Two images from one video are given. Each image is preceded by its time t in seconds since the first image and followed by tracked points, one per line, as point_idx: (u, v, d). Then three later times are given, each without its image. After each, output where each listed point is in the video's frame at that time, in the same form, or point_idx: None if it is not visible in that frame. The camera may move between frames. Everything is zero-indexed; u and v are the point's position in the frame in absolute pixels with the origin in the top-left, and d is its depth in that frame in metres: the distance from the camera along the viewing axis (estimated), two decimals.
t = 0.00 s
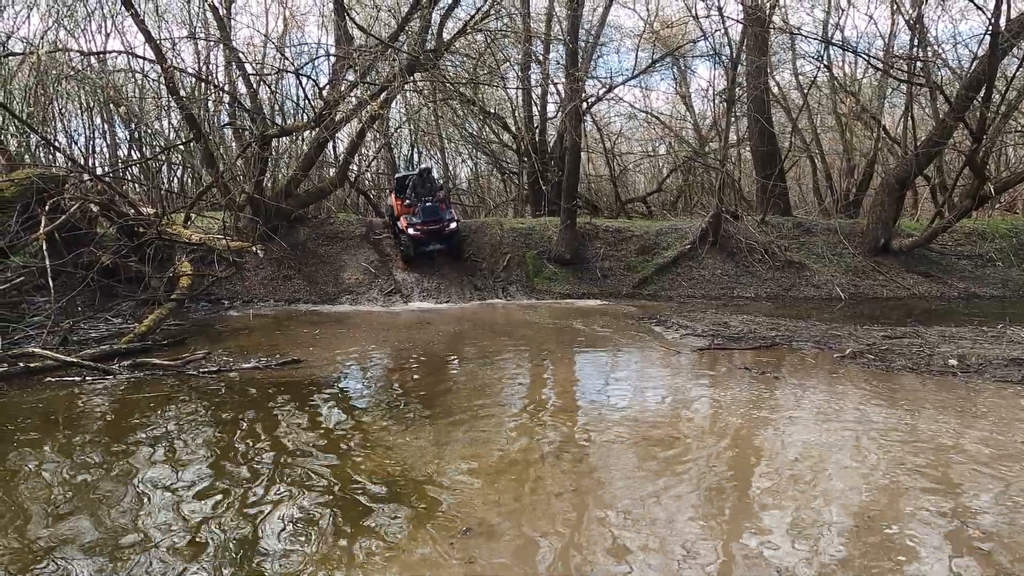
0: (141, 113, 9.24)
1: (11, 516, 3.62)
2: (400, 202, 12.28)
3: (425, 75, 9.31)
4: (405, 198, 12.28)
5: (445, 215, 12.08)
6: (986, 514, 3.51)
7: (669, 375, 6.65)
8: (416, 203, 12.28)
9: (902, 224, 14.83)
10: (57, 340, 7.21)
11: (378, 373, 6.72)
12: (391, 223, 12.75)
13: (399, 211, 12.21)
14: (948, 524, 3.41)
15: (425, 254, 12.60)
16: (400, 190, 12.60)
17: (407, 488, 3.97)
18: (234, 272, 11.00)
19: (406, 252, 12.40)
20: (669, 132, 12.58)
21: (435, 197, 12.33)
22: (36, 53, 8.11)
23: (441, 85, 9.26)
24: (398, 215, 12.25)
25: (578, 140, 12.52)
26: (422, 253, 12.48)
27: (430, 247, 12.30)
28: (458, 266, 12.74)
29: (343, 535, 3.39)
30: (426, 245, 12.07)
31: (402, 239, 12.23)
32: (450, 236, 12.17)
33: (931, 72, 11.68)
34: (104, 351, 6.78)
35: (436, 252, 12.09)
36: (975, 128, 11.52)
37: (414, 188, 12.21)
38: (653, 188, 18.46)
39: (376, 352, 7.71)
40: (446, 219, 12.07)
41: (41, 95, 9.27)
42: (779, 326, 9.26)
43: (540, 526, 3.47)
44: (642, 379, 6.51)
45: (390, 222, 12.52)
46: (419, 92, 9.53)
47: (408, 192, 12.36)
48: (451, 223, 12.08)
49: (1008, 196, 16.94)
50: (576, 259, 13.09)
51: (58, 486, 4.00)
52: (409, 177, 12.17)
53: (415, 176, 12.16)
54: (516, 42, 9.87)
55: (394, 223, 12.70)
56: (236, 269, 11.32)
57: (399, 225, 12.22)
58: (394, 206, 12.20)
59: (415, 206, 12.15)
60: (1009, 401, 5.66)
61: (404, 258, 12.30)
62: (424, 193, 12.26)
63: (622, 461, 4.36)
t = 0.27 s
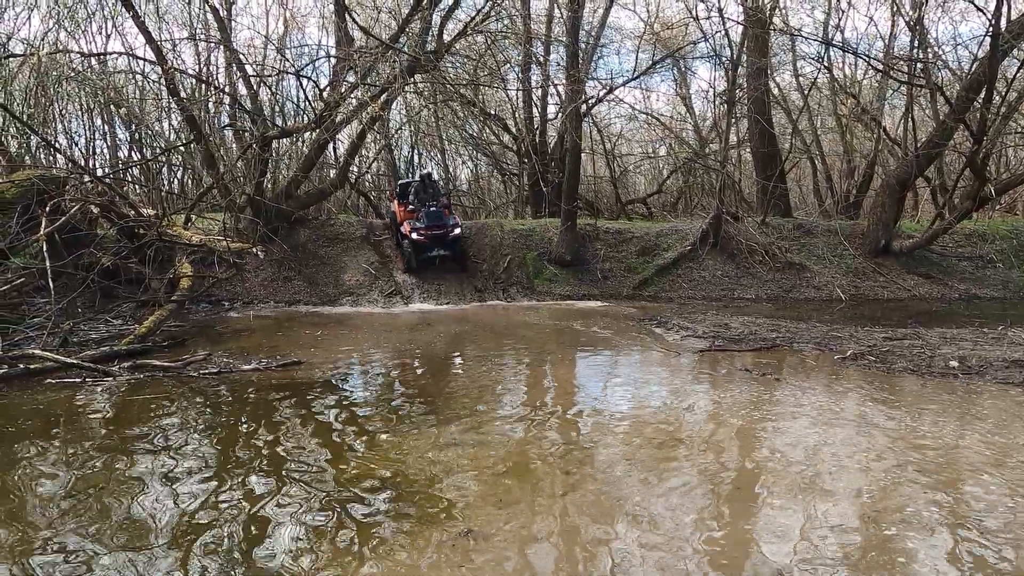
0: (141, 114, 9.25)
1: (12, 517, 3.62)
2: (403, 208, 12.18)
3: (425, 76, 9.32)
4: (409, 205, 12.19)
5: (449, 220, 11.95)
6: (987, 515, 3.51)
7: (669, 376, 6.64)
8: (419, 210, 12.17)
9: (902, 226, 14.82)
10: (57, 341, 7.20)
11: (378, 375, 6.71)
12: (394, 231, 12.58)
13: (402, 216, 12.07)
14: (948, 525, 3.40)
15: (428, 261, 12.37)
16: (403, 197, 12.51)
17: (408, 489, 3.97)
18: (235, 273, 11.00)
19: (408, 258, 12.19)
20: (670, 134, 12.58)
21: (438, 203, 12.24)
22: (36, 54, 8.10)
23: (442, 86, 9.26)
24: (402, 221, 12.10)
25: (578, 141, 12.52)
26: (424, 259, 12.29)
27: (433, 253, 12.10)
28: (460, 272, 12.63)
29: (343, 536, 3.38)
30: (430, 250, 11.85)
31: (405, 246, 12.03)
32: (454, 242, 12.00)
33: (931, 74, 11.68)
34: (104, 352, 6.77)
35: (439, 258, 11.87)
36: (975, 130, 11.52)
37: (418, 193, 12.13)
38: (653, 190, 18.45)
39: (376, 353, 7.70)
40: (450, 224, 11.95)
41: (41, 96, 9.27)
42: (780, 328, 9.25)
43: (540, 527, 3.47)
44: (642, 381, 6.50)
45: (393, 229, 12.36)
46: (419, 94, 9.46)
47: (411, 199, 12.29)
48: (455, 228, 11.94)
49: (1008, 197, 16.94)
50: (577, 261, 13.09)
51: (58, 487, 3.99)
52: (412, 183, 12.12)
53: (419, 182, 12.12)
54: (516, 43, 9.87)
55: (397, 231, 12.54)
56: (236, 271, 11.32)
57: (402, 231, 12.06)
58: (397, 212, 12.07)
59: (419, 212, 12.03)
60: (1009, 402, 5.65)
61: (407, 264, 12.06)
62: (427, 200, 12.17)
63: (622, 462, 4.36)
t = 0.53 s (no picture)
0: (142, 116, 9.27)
1: (13, 517, 3.63)
2: (407, 215, 12.26)
3: (426, 78, 9.33)
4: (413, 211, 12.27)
5: (452, 228, 12.00)
6: (986, 516, 3.51)
7: (670, 378, 6.65)
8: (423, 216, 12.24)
9: (902, 227, 14.83)
10: (58, 342, 7.22)
11: (378, 376, 6.71)
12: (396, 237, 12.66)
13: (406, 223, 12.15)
14: (948, 526, 3.41)
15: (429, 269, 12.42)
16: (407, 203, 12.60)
17: (408, 490, 3.97)
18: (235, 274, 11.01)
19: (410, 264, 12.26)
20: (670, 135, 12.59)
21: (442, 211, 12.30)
22: (36, 55, 8.11)
23: (441, 87, 9.27)
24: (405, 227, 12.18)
25: (578, 143, 12.52)
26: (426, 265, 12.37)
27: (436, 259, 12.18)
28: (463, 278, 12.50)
29: (343, 537, 3.38)
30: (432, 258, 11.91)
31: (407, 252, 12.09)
32: (456, 250, 12.04)
33: (931, 75, 11.69)
34: (104, 353, 6.77)
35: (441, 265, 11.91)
36: (975, 131, 11.53)
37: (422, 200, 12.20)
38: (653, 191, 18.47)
39: (375, 354, 7.71)
40: (453, 231, 12.01)
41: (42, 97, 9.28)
42: (780, 329, 9.25)
43: (539, 528, 3.47)
44: (642, 382, 6.51)
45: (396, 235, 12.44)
46: (419, 95, 9.42)
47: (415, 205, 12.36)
48: (458, 236, 11.99)
49: (1008, 198, 16.95)
50: (577, 262, 13.10)
51: (58, 488, 3.99)
52: (417, 190, 12.19)
53: (423, 189, 12.19)
54: (516, 45, 9.87)
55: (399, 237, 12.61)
56: (236, 272, 11.32)
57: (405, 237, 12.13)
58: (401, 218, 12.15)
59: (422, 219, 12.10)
60: (1009, 403, 5.65)
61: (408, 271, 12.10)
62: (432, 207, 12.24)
63: (622, 463, 4.36)
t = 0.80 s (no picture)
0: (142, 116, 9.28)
1: (14, 517, 3.63)
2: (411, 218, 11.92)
3: (426, 78, 9.35)
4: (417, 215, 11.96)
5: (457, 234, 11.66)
6: (987, 517, 3.50)
7: (669, 378, 6.64)
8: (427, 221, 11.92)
9: (902, 227, 14.83)
10: (58, 343, 7.22)
11: (378, 376, 6.71)
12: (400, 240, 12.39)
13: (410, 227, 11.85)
14: (948, 527, 3.40)
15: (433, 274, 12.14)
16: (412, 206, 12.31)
17: (407, 491, 3.96)
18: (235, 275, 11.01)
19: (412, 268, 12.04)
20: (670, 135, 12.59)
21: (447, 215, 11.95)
22: (37, 56, 8.12)
23: (441, 87, 9.26)
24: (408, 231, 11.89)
25: (579, 143, 12.53)
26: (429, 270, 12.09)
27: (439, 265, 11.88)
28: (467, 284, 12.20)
29: (342, 538, 3.38)
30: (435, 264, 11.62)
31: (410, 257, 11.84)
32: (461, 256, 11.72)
33: (931, 75, 11.69)
34: (104, 353, 6.77)
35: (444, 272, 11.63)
36: (975, 131, 11.54)
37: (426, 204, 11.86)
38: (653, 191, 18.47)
39: (376, 355, 7.71)
40: (458, 237, 11.64)
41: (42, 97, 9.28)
42: (781, 329, 9.25)
43: (539, 529, 3.46)
44: (642, 382, 6.51)
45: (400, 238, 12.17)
46: (419, 95, 9.41)
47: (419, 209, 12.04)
48: (463, 242, 11.64)
49: (1008, 198, 16.96)
50: (577, 262, 13.11)
51: (59, 488, 3.99)
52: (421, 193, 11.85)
53: (428, 192, 11.84)
54: (516, 45, 9.87)
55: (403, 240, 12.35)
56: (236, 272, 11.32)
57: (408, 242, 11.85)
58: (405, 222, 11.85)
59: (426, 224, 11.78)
60: (1009, 404, 5.66)
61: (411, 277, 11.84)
62: (436, 211, 11.89)
63: (622, 464, 4.36)
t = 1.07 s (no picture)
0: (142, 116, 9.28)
1: (14, 517, 3.62)
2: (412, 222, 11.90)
3: (426, 78, 9.36)
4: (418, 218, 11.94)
5: (459, 238, 11.67)
6: (988, 517, 3.49)
7: (669, 378, 6.64)
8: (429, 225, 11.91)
9: (902, 227, 14.83)
10: (58, 343, 7.22)
11: (378, 376, 6.70)
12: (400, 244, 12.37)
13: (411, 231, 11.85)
14: (948, 527, 3.40)
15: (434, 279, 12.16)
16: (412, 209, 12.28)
17: (406, 491, 3.96)
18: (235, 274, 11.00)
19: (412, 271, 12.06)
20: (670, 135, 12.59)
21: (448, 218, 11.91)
22: (37, 55, 8.11)
23: (441, 87, 9.26)
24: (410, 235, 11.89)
25: (579, 143, 12.52)
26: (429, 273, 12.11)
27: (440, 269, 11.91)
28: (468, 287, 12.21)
29: (342, 538, 3.37)
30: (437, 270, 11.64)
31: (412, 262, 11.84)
32: (462, 261, 11.74)
33: (931, 75, 11.70)
34: (104, 353, 6.76)
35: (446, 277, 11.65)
36: (975, 131, 11.54)
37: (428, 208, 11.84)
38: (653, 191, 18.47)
39: (375, 355, 7.70)
40: (460, 241, 11.67)
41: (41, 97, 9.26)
42: (781, 329, 9.25)
43: (540, 529, 3.46)
44: (642, 382, 6.51)
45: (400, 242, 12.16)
46: (419, 95, 9.41)
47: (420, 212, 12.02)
48: (465, 247, 11.66)
49: (1007, 198, 16.96)
50: (576, 262, 13.11)
51: (58, 489, 3.99)
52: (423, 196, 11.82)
53: (429, 195, 11.80)
54: (516, 45, 9.87)
55: (404, 243, 12.33)
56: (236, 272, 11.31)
57: (409, 246, 11.85)
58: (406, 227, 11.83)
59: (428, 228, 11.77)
60: (1009, 403, 5.66)
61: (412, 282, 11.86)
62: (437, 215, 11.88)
63: (621, 464, 4.35)
